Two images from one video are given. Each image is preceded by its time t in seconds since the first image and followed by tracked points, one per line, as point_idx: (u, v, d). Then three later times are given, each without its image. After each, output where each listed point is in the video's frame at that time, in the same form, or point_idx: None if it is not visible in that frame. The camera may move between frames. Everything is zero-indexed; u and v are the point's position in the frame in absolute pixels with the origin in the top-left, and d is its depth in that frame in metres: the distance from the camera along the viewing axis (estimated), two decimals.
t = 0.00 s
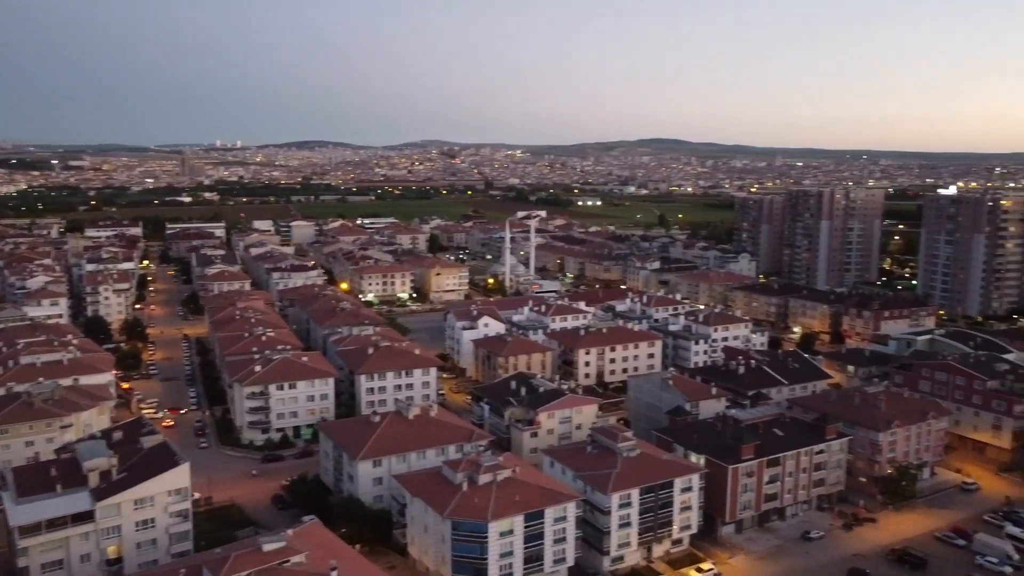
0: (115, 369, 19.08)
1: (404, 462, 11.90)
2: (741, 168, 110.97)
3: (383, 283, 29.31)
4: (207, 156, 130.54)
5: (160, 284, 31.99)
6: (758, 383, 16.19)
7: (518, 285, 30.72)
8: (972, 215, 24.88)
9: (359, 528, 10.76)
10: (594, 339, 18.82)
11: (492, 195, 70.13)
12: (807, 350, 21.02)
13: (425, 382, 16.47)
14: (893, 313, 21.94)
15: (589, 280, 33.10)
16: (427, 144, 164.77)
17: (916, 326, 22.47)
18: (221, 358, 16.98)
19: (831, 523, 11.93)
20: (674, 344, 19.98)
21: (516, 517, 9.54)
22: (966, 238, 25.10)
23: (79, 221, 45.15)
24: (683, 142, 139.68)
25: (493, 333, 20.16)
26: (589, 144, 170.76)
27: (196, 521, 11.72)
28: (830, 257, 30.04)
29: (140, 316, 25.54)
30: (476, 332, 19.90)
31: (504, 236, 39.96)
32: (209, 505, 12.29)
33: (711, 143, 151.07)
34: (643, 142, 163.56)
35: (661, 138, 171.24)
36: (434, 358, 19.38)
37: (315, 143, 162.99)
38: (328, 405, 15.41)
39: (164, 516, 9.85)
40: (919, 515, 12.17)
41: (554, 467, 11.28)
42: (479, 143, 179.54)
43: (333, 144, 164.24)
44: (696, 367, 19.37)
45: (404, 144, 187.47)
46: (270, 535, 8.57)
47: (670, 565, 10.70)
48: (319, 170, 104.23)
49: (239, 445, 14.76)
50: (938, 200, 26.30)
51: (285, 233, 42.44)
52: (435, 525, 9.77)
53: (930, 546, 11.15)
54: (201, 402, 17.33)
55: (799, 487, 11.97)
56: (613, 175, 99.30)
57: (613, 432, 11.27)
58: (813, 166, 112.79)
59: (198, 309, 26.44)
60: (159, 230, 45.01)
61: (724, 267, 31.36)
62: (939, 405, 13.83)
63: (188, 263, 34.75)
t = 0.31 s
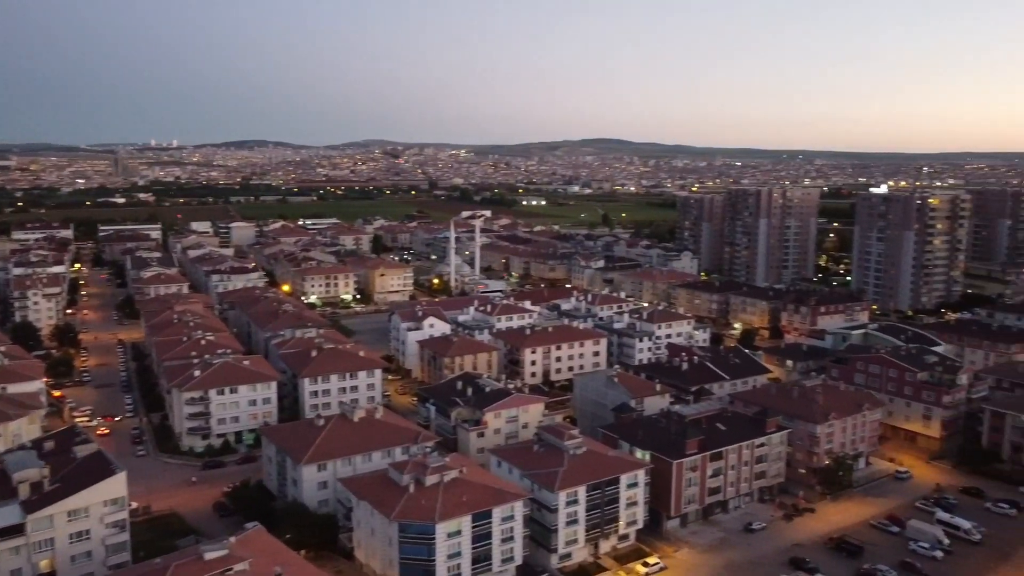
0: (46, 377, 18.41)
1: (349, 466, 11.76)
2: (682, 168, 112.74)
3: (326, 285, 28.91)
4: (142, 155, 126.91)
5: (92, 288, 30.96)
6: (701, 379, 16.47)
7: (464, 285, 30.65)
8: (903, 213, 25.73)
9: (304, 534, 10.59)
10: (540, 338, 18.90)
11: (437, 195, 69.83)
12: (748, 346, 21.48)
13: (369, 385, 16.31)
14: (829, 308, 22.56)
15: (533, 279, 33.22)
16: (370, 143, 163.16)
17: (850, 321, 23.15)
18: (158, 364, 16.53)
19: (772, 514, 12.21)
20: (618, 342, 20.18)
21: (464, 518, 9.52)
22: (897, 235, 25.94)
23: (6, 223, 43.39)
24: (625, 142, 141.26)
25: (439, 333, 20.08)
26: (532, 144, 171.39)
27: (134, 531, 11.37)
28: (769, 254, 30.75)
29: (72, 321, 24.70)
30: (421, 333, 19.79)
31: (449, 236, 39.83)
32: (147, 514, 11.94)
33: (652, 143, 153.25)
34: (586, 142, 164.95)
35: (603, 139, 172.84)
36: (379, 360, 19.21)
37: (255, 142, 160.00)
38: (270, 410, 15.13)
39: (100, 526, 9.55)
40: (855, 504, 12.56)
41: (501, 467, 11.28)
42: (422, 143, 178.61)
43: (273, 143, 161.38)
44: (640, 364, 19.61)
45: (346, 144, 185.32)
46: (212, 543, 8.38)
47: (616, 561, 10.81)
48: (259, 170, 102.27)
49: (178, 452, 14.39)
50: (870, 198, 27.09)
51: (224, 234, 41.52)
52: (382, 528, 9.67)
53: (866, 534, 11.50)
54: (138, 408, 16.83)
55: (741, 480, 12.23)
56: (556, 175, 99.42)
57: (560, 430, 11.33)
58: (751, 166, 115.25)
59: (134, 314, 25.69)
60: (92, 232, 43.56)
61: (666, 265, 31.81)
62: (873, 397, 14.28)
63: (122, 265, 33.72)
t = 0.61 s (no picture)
0: None
1: (288, 471, 11.55)
2: (619, 168, 114.10)
3: (262, 287, 28.33)
4: (65, 155, 122.23)
5: (13, 294, 29.68)
6: (640, 376, 16.69)
7: (403, 285, 30.43)
8: (831, 211, 26.52)
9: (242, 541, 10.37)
10: (481, 338, 18.88)
11: (375, 195, 69.13)
12: (685, 343, 21.89)
13: (308, 388, 16.05)
14: (762, 305, 23.15)
15: (474, 279, 33.19)
16: (305, 143, 160.56)
17: (783, 316, 23.78)
18: (86, 371, 15.95)
19: (710, 507, 12.46)
20: (559, 341, 20.30)
21: (406, 520, 9.45)
22: (826, 232, 26.72)
23: None
24: (563, 142, 142.28)
25: (378, 335, 19.88)
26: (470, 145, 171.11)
27: (61, 545, 10.95)
28: (705, 253, 31.38)
29: None
30: (360, 335, 19.57)
31: (388, 237, 39.48)
32: (75, 527, 11.50)
33: (590, 143, 154.73)
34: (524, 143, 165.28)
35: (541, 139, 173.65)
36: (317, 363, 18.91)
37: (186, 142, 155.65)
38: (205, 416, 14.74)
39: (25, 542, 9.16)
40: (789, 494, 12.91)
41: (443, 468, 11.23)
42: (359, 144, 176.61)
43: (204, 143, 157.28)
44: (581, 362, 19.77)
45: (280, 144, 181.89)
46: (144, 555, 8.11)
47: (559, 558, 10.86)
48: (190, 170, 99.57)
49: (108, 462, 13.90)
50: (800, 198, 27.78)
51: (154, 236, 40.29)
52: (323, 534, 9.52)
53: (800, 523, 11.83)
54: (64, 418, 16.19)
55: (680, 474, 12.44)
56: (495, 175, 99.25)
57: (502, 430, 11.34)
58: (686, 167, 117.30)
59: (59, 320, 24.74)
60: (12, 235, 41.76)
61: (605, 264, 32.15)
62: (805, 390, 14.71)
63: (45, 270, 32.41)
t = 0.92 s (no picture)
0: None
1: (232, 478, 11.31)
2: (565, 168, 114.74)
3: (203, 290, 27.70)
4: None
5: None
6: (588, 374, 16.82)
7: (349, 287, 30.11)
8: (772, 210, 27.11)
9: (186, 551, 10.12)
10: (429, 339, 18.79)
11: (320, 196, 68.23)
12: (632, 341, 22.15)
13: (252, 393, 15.75)
14: (706, 302, 23.56)
15: (421, 280, 33.02)
16: (247, 143, 157.54)
17: (727, 313, 24.24)
18: (17, 379, 15.37)
19: (658, 502, 12.62)
20: (508, 340, 20.32)
21: (355, 524, 9.35)
22: (767, 231, 27.32)
23: None
24: (510, 142, 142.58)
25: (324, 337, 19.62)
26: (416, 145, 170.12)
27: None
28: (650, 251, 31.78)
29: None
30: (306, 337, 19.28)
31: (333, 237, 39.02)
32: (8, 541, 11.08)
33: (536, 143, 155.47)
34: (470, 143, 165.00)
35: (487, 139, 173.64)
36: (261, 366, 18.58)
37: (122, 141, 151.35)
38: (145, 423, 14.35)
39: None
40: (734, 488, 13.15)
41: (392, 470, 11.14)
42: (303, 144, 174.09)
43: (141, 142, 153.04)
44: (529, 361, 19.83)
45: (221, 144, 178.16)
46: (82, 568, 7.83)
47: (509, 558, 10.88)
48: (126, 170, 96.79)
49: (42, 473, 13.42)
50: (742, 197, 28.29)
51: (89, 239, 39.05)
52: (269, 540, 9.35)
53: (745, 516, 12.07)
54: None
55: (628, 471, 12.57)
56: (442, 175, 98.82)
57: (451, 431, 11.31)
58: (631, 167, 118.57)
59: None
60: None
61: (553, 263, 32.31)
62: (749, 385, 15.00)
63: None
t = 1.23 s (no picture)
0: None
1: (174, 485, 11.03)
2: (512, 168, 114.85)
3: (142, 294, 26.95)
4: None
5: None
6: (536, 373, 16.88)
7: (294, 288, 29.64)
8: (715, 208, 27.61)
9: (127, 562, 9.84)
10: (376, 341, 18.62)
11: (262, 196, 66.98)
12: (580, 339, 22.30)
13: (194, 398, 15.39)
14: (652, 300, 23.87)
15: (367, 280, 32.70)
16: (186, 141, 153.78)
17: (672, 311, 24.61)
18: None
19: (608, 498, 12.74)
20: (456, 341, 20.27)
21: (302, 529, 9.20)
22: (711, 230, 27.82)
23: None
24: (456, 142, 142.19)
25: (269, 340, 19.28)
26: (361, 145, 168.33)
27: None
28: (597, 250, 32.05)
29: None
30: (249, 340, 18.92)
31: (277, 238, 38.35)
32: None
33: (483, 143, 155.28)
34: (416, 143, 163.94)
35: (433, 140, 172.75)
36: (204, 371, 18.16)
37: (54, 140, 146.11)
38: (82, 431, 13.90)
39: None
40: (681, 483, 13.35)
41: (340, 474, 11.00)
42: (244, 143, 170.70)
43: (74, 141, 148.13)
44: (478, 361, 19.81)
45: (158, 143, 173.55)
46: None
47: (460, 559, 10.85)
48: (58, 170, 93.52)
49: None
50: (686, 196, 28.73)
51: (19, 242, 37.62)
52: (214, 548, 9.14)
53: (692, 510, 12.27)
54: None
55: (577, 468, 12.66)
56: (387, 175, 97.96)
57: (399, 432, 11.23)
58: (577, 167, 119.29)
59: None
60: None
61: (500, 263, 32.33)
62: (694, 381, 15.26)
63: None
